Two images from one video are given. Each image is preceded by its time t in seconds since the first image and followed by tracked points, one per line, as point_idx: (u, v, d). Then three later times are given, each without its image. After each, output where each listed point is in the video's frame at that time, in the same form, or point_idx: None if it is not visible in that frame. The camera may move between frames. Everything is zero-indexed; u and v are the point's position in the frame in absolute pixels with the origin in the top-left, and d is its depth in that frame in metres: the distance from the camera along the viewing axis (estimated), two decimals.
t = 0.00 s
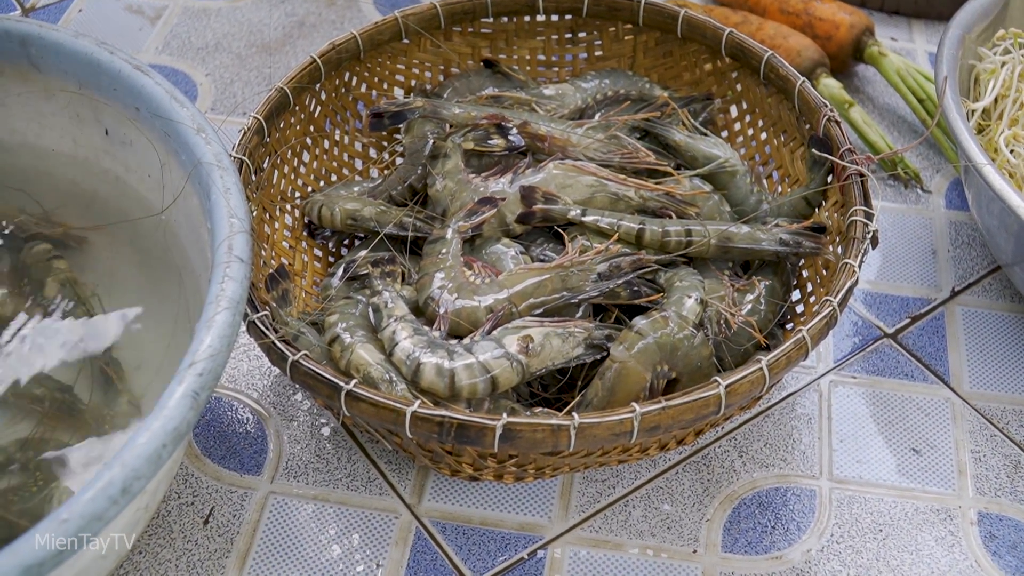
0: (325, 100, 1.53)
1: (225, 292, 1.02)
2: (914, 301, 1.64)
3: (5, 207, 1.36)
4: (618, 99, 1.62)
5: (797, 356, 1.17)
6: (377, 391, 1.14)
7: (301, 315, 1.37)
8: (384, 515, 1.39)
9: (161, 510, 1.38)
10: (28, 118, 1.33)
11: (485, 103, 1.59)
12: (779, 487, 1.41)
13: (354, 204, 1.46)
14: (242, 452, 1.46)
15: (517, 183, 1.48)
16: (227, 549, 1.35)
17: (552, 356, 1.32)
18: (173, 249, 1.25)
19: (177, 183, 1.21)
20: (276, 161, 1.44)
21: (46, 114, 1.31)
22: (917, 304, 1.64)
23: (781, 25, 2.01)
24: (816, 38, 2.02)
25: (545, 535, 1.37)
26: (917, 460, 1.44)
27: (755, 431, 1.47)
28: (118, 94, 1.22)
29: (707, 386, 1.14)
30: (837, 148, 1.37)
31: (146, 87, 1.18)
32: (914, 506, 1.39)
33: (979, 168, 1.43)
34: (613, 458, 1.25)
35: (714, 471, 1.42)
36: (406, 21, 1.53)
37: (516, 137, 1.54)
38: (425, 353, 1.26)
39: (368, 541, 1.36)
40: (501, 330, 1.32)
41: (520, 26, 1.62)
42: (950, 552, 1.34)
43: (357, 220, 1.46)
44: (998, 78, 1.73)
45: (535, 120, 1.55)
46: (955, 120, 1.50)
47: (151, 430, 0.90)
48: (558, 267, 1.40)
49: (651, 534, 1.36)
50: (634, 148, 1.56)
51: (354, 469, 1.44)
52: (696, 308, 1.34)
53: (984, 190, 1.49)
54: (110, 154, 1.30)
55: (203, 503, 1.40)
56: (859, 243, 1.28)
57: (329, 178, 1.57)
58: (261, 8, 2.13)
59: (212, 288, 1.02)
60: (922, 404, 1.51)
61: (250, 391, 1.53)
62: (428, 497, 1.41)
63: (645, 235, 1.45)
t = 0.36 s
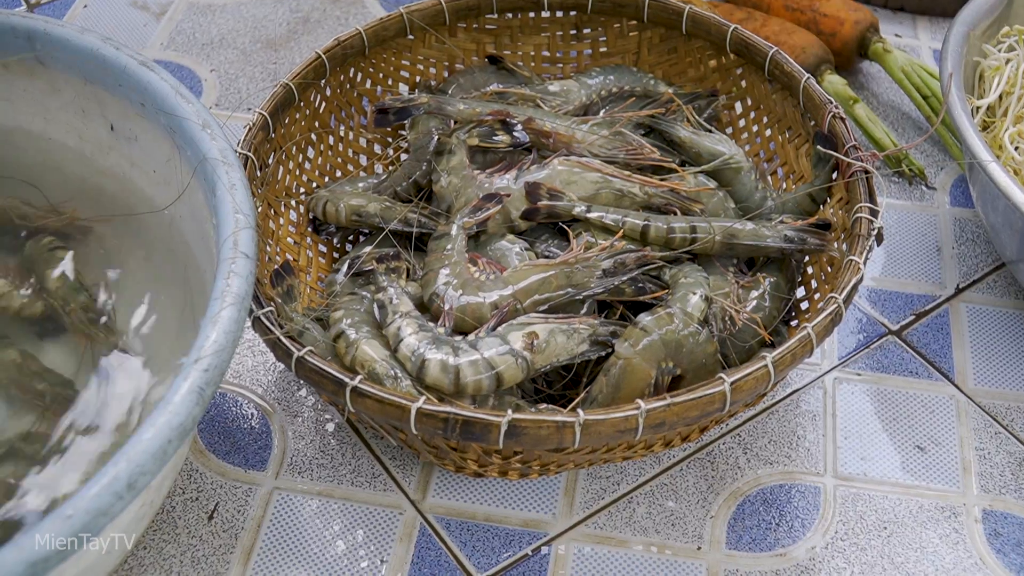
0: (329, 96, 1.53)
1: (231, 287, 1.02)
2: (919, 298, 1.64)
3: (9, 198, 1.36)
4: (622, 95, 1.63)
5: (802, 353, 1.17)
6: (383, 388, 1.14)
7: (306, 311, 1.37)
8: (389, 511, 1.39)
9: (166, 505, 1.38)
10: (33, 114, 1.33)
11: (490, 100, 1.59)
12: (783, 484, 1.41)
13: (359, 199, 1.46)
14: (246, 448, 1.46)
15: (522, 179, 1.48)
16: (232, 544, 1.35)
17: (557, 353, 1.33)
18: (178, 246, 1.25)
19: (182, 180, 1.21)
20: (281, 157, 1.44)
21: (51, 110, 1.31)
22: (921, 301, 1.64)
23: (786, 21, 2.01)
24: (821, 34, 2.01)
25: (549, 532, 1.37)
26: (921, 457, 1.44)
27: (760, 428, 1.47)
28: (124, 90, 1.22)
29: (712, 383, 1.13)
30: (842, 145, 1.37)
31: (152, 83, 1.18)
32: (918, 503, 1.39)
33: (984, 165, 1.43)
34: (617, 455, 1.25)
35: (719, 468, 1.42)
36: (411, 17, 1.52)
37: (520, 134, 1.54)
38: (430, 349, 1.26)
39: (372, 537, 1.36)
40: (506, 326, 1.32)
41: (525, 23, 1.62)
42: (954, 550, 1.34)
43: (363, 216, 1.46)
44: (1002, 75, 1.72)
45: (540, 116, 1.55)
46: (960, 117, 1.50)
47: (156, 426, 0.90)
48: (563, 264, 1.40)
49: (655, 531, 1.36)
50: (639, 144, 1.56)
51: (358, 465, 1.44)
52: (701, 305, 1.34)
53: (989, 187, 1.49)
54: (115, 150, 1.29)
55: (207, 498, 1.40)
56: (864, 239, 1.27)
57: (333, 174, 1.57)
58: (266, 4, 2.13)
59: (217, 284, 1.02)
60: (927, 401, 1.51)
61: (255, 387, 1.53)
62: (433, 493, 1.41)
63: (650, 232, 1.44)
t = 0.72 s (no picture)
0: (334, 92, 1.53)
1: (236, 283, 1.02)
2: (922, 293, 1.64)
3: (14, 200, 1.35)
4: (627, 92, 1.62)
5: (806, 349, 1.17)
6: (388, 382, 1.14)
7: (310, 306, 1.37)
8: (394, 506, 1.39)
9: (171, 501, 1.39)
10: (39, 111, 1.33)
11: (495, 95, 1.60)
12: (787, 479, 1.41)
13: (363, 196, 1.47)
14: (252, 444, 1.46)
15: (526, 175, 1.48)
16: (237, 540, 1.36)
17: (562, 348, 1.33)
18: (183, 242, 1.25)
19: (187, 176, 1.21)
20: (285, 154, 1.44)
21: (56, 107, 1.31)
22: (924, 297, 1.64)
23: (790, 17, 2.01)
24: (824, 31, 2.01)
25: (554, 527, 1.37)
26: (924, 452, 1.44)
27: (764, 423, 1.47)
28: (128, 86, 1.22)
29: (717, 377, 1.13)
30: (845, 141, 1.37)
31: (156, 80, 1.18)
32: (922, 498, 1.39)
33: (988, 161, 1.43)
34: (622, 449, 1.26)
35: (723, 463, 1.43)
36: (415, 13, 1.53)
37: (524, 130, 1.54)
38: (435, 344, 1.26)
39: (377, 532, 1.37)
40: (511, 321, 1.33)
41: (529, 19, 1.62)
42: (957, 544, 1.34)
43: (367, 212, 1.46)
44: (1005, 71, 1.72)
45: (544, 112, 1.55)
46: (963, 113, 1.50)
47: (163, 422, 0.90)
48: (567, 259, 1.40)
49: (659, 525, 1.37)
50: (643, 141, 1.56)
51: (363, 460, 1.44)
52: (706, 300, 1.34)
53: (992, 183, 1.50)
54: (120, 146, 1.30)
55: (213, 494, 1.40)
56: (869, 234, 1.27)
57: (337, 170, 1.57)
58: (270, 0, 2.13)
59: (223, 280, 1.02)
60: (930, 396, 1.51)
61: (260, 383, 1.53)
62: (438, 488, 1.42)
63: (654, 228, 1.45)
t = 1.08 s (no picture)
0: (336, 89, 1.53)
1: (239, 280, 1.02)
2: (925, 289, 1.64)
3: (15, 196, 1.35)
4: (629, 88, 1.62)
5: (808, 345, 1.17)
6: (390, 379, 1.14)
7: (314, 303, 1.38)
8: (397, 502, 1.40)
9: (174, 497, 1.39)
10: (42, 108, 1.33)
11: (496, 92, 1.60)
12: (790, 475, 1.41)
13: (365, 192, 1.47)
14: (255, 440, 1.46)
15: (528, 172, 1.48)
16: (240, 536, 1.36)
17: (565, 345, 1.33)
18: (186, 238, 1.25)
19: (190, 172, 1.21)
20: (287, 151, 1.45)
21: (59, 104, 1.32)
22: (927, 293, 1.64)
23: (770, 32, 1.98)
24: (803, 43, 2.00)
25: (557, 523, 1.37)
26: (927, 448, 1.44)
27: (766, 419, 1.47)
28: (131, 83, 1.22)
29: (719, 373, 1.14)
30: (848, 137, 1.37)
31: (159, 76, 1.19)
32: (925, 494, 1.39)
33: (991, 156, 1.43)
34: (624, 446, 1.25)
35: (726, 459, 1.43)
36: (417, 10, 1.52)
37: (526, 126, 1.54)
38: (438, 340, 1.26)
39: (380, 529, 1.37)
40: (514, 318, 1.32)
41: (531, 15, 1.62)
42: (960, 540, 1.34)
43: (369, 209, 1.46)
44: (1008, 67, 1.72)
45: (545, 109, 1.55)
46: (967, 108, 1.50)
47: (166, 418, 0.90)
48: (570, 256, 1.40)
49: (662, 522, 1.37)
50: (645, 137, 1.56)
51: (366, 457, 1.44)
52: (708, 297, 1.34)
53: (996, 179, 1.49)
54: (123, 143, 1.30)
55: (216, 490, 1.41)
56: (871, 230, 1.27)
57: (340, 166, 1.57)
58: None
59: (226, 277, 1.02)
60: (933, 391, 1.51)
61: (263, 379, 1.53)
62: (441, 485, 1.42)
63: (657, 224, 1.45)
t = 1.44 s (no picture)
0: (346, 83, 1.53)
1: (239, 276, 1.02)
2: (927, 282, 1.64)
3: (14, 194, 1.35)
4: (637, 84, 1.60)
5: (803, 371, 1.16)
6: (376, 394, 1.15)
7: (310, 305, 1.39)
8: (399, 498, 1.39)
9: (176, 494, 1.39)
10: (42, 106, 1.33)
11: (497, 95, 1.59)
12: (793, 469, 1.41)
13: (364, 194, 1.47)
14: (256, 436, 1.46)
15: (528, 178, 1.46)
16: (242, 533, 1.36)
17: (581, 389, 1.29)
18: (186, 236, 1.25)
19: (190, 168, 1.21)
20: (295, 147, 1.46)
21: (58, 101, 1.31)
22: (930, 286, 1.63)
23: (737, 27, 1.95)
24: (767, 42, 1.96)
25: (559, 518, 1.37)
26: (931, 442, 1.44)
27: (769, 413, 1.47)
28: (131, 80, 1.22)
29: (709, 399, 1.12)
30: (862, 147, 1.36)
31: (160, 73, 1.18)
32: (928, 488, 1.39)
33: (992, 148, 1.43)
34: (614, 466, 1.24)
35: (728, 454, 1.42)
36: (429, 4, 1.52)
37: (528, 133, 1.53)
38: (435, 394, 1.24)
39: (383, 525, 1.37)
40: (524, 373, 1.28)
41: (547, 8, 1.61)
42: (964, 534, 1.34)
43: (367, 211, 1.46)
44: (1009, 59, 1.72)
45: (548, 114, 1.54)
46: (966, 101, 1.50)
47: (167, 415, 0.90)
48: (564, 299, 1.36)
49: (664, 517, 1.37)
50: (650, 144, 1.53)
51: (368, 453, 1.44)
52: (709, 313, 1.33)
53: (998, 172, 1.49)
54: (123, 141, 1.30)
55: (218, 487, 1.40)
56: (878, 249, 1.26)
57: (349, 163, 1.58)
58: None
59: (225, 273, 1.01)
60: (935, 384, 1.50)
61: (264, 376, 1.53)
62: (443, 481, 1.41)
63: (661, 239, 1.41)
